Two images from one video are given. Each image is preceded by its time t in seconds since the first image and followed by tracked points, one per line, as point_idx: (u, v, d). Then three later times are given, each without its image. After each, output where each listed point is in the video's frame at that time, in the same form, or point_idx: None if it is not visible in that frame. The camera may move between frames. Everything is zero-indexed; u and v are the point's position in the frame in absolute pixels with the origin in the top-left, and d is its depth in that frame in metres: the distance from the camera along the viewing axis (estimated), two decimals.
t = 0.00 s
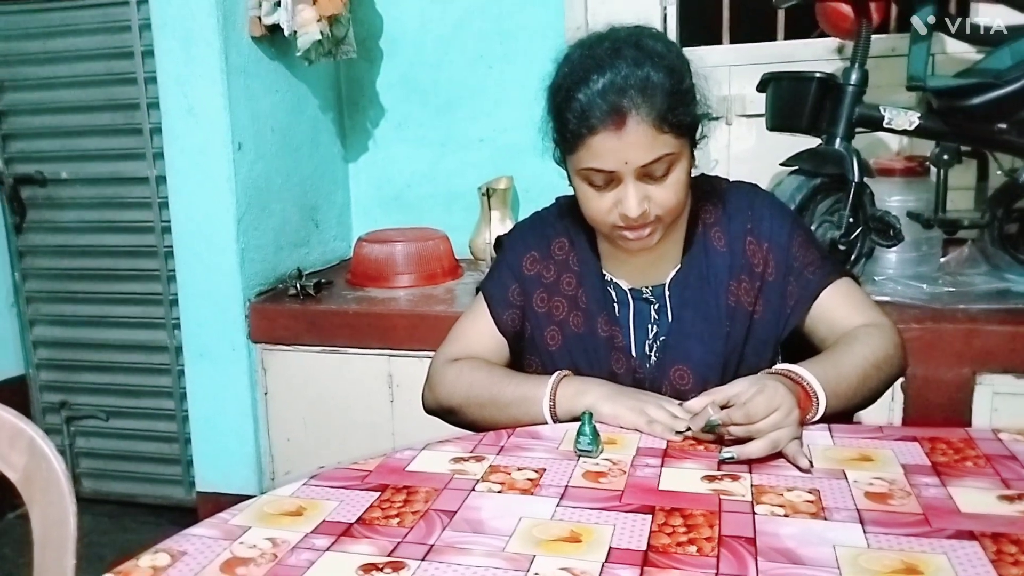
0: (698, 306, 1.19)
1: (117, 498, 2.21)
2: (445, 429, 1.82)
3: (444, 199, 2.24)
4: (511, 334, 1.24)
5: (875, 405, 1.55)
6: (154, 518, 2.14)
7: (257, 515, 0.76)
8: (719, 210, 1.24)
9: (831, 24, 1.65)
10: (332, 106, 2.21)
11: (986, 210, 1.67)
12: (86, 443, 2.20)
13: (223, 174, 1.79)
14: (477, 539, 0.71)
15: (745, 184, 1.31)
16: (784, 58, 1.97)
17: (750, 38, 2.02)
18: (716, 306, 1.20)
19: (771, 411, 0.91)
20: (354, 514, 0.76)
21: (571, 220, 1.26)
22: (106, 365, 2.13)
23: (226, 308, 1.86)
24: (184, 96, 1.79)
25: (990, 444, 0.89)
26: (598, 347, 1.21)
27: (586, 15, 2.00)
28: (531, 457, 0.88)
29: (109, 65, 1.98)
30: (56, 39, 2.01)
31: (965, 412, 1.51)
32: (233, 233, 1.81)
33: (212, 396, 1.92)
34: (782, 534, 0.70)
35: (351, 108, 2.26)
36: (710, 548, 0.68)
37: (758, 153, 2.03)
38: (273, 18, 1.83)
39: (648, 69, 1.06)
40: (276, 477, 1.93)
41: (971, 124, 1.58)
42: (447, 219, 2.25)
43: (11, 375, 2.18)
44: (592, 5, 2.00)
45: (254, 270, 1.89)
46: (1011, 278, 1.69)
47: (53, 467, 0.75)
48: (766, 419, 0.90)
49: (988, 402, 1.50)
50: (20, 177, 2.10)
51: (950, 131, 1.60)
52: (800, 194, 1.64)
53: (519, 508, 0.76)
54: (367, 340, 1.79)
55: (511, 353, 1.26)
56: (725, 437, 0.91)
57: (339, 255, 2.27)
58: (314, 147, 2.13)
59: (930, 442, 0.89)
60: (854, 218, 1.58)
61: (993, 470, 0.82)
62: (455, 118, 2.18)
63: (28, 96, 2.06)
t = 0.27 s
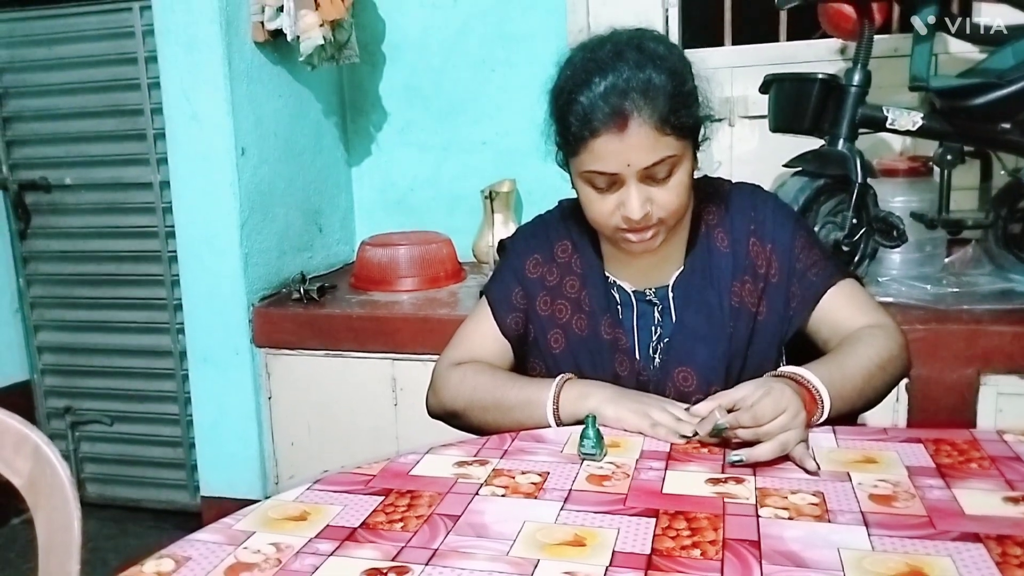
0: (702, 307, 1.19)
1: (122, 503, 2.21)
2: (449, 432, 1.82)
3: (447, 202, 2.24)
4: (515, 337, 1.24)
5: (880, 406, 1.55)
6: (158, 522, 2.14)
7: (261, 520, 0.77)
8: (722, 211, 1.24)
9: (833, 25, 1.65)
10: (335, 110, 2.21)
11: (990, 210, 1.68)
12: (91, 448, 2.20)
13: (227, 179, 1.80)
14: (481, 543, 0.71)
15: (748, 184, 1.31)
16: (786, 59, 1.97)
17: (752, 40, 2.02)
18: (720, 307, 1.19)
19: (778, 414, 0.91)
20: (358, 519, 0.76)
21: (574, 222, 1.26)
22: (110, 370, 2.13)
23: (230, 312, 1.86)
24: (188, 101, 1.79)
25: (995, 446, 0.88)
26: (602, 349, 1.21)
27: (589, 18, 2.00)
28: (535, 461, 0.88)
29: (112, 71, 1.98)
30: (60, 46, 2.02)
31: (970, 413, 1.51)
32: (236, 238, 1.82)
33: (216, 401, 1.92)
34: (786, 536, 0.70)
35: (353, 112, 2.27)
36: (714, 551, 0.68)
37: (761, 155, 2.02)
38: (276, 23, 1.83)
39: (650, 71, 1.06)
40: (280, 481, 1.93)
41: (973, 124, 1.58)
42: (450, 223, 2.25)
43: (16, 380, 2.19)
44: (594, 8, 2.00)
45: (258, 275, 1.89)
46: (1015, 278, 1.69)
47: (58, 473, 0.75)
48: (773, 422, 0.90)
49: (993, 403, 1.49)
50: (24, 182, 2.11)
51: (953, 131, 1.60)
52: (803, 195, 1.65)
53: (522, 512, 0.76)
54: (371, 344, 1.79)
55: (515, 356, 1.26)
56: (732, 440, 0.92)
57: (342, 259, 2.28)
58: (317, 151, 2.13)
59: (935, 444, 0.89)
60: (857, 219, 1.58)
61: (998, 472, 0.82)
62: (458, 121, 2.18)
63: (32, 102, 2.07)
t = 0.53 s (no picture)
0: (697, 306, 1.19)
1: (116, 501, 2.21)
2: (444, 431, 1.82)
3: (444, 201, 2.24)
4: (510, 337, 1.24)
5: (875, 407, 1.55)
6: (153, 521, 2.14)
7: (256, 518, 0.76)
8: (718, 211, 1.24)
9: (830, 26, 1.65)
10: (332, 109, 2.21)
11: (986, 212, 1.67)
12: (85, 446, 2.20)
13: (223, 177, 1.79)
14: (476, 542, 0.70)
15: (744, 185, 1.31)
16: (783, 60, 1.97)
17: (749, 41, 2.02)
18: (715, 306, 1.20)
19: (785, 413, 0.91)
20: (353, 517, 0.76)
21: (570, 222, 1.26)
22: (105, 368, 2.12)
23: (226, 311, 1.86)
24: (184, 100, 1.79)
25: (990, 446, 0.89)
26: (597, 348, 1.21)
27: (586, 18, 2.00)
28: (530, 460, 0.87)
29: (107, 69, 1.98)
30: (56, 43, 2.01)
31: (965, 414, 1.51)
32: (232, 236, 1.81)
33: (211, 399, 1.92)
34: (781, 536, 0.70)
35: (350, 111, 2.26)
36: (709, 550, 0.68)
37: (758, 155, 2.03)
38: (272, 21, 1.83)
39: (646, 69, 1.06)
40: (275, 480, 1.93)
41: (970, 126, 1.58)
42: (447, 222, 2.25)
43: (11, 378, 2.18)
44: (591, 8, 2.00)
45: (253, 273, 1.89)
46: (1011, 279, 1.69)
47: (52, 470, 0.75)
48: (780, 421, 0.90)
49: (988, 403, 1.50)
50: (19, 180, 2.10)
51: (949, 132, 1.60)
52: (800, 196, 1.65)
53: (518, 511, 0.76)
54: (367, 343, 1.79)
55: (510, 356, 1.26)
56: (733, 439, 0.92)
57: (338, 258, 2.27)
58: (314, 150, 2.13)
59: (930, 444, 0.89)
60: (853, 220, 1.58)
61: (993, 472, 0.82)
62: (455, 121, 2.18)
63: (28, 100, 2.07)
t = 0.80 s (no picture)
0: (697, 305, 1.19)
1: (115, 500, 2.20)
2: (443, 431, 1.81)
3: (443, 201, 2.24)
4: (509, 335, 1.24)
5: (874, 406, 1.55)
6: (152, 520, 2.14)
7: (255, 517, 0.76)
8: (718, 210, 1.24)
9: (830, 26, 1.65)
10: (331, 108, 2.21)
11: (986, 211, 1.67)
12: (84, 446, 2.20)
13: (222, 177, 1.79)
14: (475, 541, 0.70)
15: (745, 183, 1.31)
16: (783, 60, 1.97)
17: (749, 41, 2.02)
18: (715, 305, 1.20)
19: (778, 408, 0.91)
20: (352, 516, 0.76)
21: (570, 220, 1.26)
22: (104, 367, 2.12)
23: (225, 310, 1.86)
24: (184, 99, 1.79)
25: (990, 446, 0.89)
26: (597, 346, 1.21)
27: (586, 18, 2.00)
28: (530, 459, 0.87)
29: (107, 68, 1.98)
30: (56, 42, 2.01)
31: (964, 414, 1.51)
32: (232, 235, 1.81)
33: (210, 398, 1.92)
34: (780, 535, 0.70)
35: (350, 110, 2.26)
36: (709, 550, 0.68)
37: (757, 155, 2.03)
38: (272, 21, 1.82)
39: (646, 66, 1.06)
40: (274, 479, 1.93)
41: (969, 125, 1.58)
42: (446, 222, 2.25)
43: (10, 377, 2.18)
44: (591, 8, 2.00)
45: (253, 273, 1.89)
46: (1010, 279, 1.70)
47: (51, 469, 0.75)
48: (773, 415, 0.90)
49: (987, 403, 1.50)
50: (18, 179, 2.10)
51: (948, 132, 1.60)
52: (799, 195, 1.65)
53: (517, 510, 0.76)
54: (366, 343, 1.79)
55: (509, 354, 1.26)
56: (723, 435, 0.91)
57: (337, 257, 2.27)
58: (313, 149, 2.13)
59: (929, 444, 0.89)
60: (853, 220, 1.58)
61: (992, 472, 0.82)
62: (454, 120, 2.18)
63: (27, 99, 2.06)
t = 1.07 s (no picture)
0: (695, 309, 1.19)
1: (112, 502, 2.20)
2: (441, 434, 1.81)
3: (442, 204, 2.24)
4: (508, 338, 1.24)
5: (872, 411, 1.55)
6: (149, 522, 2.14)
7: (252, 519, 0.76)
8: (717, 214, 1.24)
9: (828, 31, 1.66)
10: (330, 111, 2.21)
11: (983, 217, 1.67)
12: (81, 447, 2.19)
13: (221, 179, 1.79)
14: (473, 544, 0.70)
15: (743, 187, 1.31)
16: (781, 65, 1.97)
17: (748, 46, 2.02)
18: (713, 309, 1.20)
19: (769, 414, 0.92)
20: (350, 519, 0.76)
21: (569, 224, 1.26)
22: (102, 369, 2.12)
23: (223, 312, 1.86)
24: (183, 101, 1.79)
25: (987, 451, 0.89)
26: (596, 350, 1.21)
27: (585, 22, 2.00)
28: (528, 462, 0.87)
29: (106, 69, 1.98)
30: (55, 44, 2.01)
31: (961, 419, 1.51)
32: (230, 237, 1.81)
33: (208, 400, 1.92)
34: (778, 539, 0.70)
35: (349, 113, 2.26)
36: (706, 553, 0.68)
37: (756, 160, 2.03)
38: (272, 23, 1.83)
39: (643, 72, 1.06)
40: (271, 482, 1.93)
41: (967, 131, 1.58)
42: (445, 225, 2.25)
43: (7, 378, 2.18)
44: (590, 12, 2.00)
45: (251, 275, 1.89)
46: (1008, 285, 1.70)
47: (49, 470, 0.75)
48: (763, 421, 0.91)
49: (984, 409, 1.50)
50: (17, 180, 2.10)
51: (946, 138, 1.61)
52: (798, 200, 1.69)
53: (515, 513, 0.76)
54: (364, 345, 1.79)
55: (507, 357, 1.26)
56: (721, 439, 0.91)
57: (336, 260, 2.27)
58: (312, 151, 2.13)
59: (927, 448, 0.89)
60: (851, 225, 1.58)
61: (989, 477, 0.82)
62: (453, 123, 2.18)
63: (26, 100, 2.06)
